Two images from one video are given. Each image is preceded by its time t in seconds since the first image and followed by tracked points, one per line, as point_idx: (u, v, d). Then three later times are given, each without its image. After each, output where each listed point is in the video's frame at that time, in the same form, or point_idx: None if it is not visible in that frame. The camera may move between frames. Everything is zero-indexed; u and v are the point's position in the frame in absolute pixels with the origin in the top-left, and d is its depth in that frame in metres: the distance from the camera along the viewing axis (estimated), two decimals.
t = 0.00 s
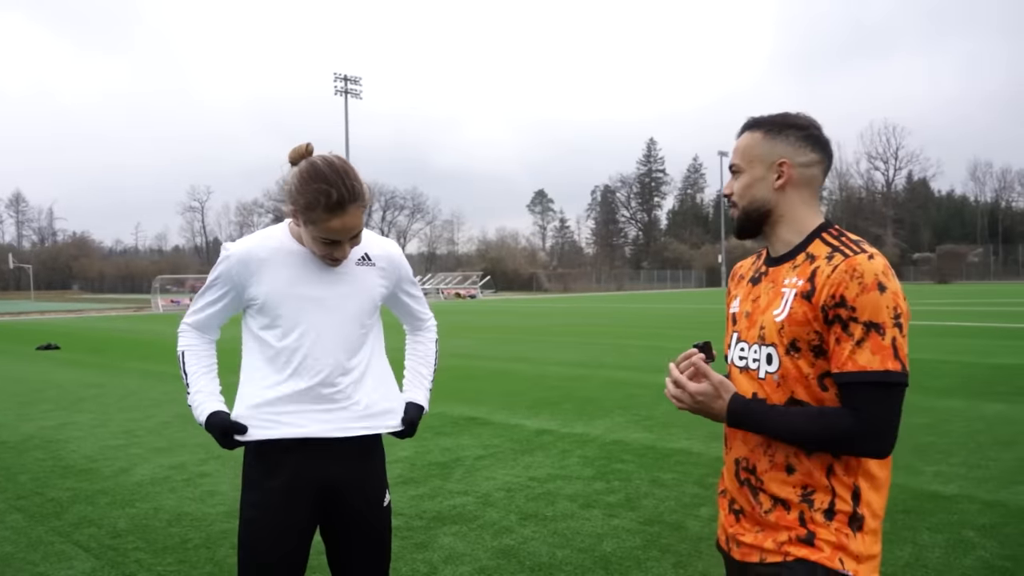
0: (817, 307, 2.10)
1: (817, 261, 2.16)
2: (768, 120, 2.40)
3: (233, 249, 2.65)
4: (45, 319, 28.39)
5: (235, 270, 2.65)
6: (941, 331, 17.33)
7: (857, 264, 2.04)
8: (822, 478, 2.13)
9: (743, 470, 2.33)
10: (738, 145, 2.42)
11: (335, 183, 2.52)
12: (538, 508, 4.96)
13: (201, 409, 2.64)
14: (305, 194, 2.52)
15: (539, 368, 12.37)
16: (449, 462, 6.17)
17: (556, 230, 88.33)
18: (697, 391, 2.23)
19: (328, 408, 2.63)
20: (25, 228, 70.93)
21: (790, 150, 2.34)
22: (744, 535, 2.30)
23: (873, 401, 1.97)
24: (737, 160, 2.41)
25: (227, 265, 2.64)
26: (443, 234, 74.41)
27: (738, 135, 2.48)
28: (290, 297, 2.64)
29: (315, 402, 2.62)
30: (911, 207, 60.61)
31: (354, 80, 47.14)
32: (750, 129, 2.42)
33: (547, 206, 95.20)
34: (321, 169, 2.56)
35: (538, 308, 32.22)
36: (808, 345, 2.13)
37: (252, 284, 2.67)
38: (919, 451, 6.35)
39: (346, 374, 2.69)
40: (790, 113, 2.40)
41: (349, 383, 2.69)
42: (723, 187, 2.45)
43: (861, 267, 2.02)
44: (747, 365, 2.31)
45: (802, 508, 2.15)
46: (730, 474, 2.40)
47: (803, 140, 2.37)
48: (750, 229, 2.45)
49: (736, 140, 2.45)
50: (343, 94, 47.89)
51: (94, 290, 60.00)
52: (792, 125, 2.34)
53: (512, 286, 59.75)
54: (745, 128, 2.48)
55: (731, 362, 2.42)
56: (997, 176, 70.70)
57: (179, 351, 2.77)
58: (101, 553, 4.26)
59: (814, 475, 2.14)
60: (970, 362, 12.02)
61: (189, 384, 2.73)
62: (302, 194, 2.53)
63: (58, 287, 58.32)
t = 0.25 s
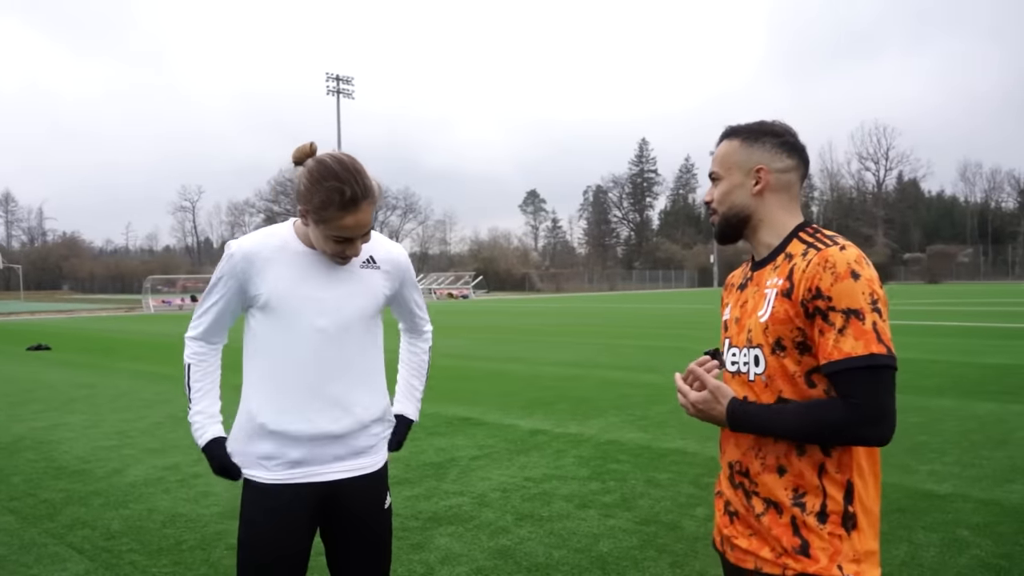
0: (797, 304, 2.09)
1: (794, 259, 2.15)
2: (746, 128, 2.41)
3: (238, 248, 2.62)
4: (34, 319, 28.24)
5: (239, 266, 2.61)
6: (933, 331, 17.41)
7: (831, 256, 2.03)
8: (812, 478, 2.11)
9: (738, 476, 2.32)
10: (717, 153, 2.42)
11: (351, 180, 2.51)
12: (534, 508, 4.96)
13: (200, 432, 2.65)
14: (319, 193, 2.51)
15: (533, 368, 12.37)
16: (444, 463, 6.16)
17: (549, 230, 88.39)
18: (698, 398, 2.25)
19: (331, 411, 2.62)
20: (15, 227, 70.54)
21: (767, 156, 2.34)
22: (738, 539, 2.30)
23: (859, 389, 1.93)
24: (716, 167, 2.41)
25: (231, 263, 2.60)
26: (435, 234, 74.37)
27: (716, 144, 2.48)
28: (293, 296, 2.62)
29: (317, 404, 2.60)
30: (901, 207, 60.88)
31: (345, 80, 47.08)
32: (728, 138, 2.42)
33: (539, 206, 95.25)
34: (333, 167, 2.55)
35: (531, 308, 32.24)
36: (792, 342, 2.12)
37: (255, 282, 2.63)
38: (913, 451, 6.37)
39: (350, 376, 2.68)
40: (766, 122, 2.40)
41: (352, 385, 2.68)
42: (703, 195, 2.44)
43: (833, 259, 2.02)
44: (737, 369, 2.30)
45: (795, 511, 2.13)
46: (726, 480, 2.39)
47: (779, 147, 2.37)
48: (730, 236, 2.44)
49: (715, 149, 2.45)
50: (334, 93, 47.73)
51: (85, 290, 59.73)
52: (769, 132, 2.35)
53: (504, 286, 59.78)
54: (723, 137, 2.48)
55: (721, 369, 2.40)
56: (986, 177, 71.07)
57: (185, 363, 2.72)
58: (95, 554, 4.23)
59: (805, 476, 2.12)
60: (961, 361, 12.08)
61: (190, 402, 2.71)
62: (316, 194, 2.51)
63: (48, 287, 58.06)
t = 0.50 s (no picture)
0: (796, 304, 2.10)
1: (794, 260, 2.16)
2: (737, 131, 2.40)
3: (242, 254, 2.61)
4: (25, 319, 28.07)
5: (242, 275, 2.60)
6: (924, 331, 17.49)
7: (830, 257, 2.04)
8: (814, 478, 2.11)
9: (738, 478, 2.31)
10: (709, 157, 2.41)
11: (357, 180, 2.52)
12: (530, 509, 4.95)
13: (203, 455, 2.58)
14: (327, 195, 2.51)
15: (527, 368, 12.37)
16: (440, 463, 6.15)
17: (541, 230, 88.43)
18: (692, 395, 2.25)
19: (335, 415, 2.62)
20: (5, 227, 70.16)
21: (759, 159, 2.34)
22: (739, 543, 2.30)
23: (857, 387, 1.93)
24: (708, 170, 2.40)
25: (237, 269, 2.60)
26: (427, 234, 74.32)
27: (708, 148, 2.47)
28: (296, 302, 2.61)
29: (322, 409, 2.60)
30: (893, 208, 61.15)
31: (338, 79, 47.03)
32: (720, 141, 2.41)
33: (532, 206, 95.27)
34: (339, 170, 2.56)
35: (524, 308, 32.25)
36: (793, 343, 2.12)
37: (257, 289, 2.62)
38: (906, 450, 6.39)
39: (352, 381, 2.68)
40: (757, 124, 2.40)
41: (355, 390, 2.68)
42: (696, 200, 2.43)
43: (833, 259, 2.03)
44: (736, 372, 2.30)
45: (797, 513, 2.13)
46: (727, 482, 2.39)
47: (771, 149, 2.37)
48: (724, 239, 2.44)
49: (706, 152, 2.45)
50: (327, 93, 47.64)
51: (75, 290, 59.44)
52: (761, 135, 2.34)
53: (497, 286, 59.79)
54: (714, 141, 2.48)
55: (721, 371, 2.39)
56: (976, 178, 71.43)
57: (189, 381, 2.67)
58: (89, 556, 4.21)
59: (807, 476, 2.12)
60: (953, 361, 12.13)
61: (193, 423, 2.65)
62: (324, 196, 2.51)
63: (39, 287, 57.76)
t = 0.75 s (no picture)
0: (802, 307, 2.10)
1: (797, 262, 2.17)
2: (738, 132, 2.41)
3: (241, 256, 2.62)
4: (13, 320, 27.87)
5: (244, 273, 2.62)
6: (914, 331, 17.58)
7: (837, 260, 2.05)
8: (811, 480, 2.12)
9: (733, 479, 2.31)
10: (710, 158, 2.41)
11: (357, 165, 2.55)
12: (526, 509, 4.95)
13: (205, 459, 2.45)
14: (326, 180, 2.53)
15: (520, 369, 12.36)
16: (435, 464, 6.14)
17: (533, 230, 88.46)
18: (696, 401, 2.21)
19: (339, 416, 2.63)
20: None
21: (762, 161, 2.35)
22: (733, 545, 2.30)
23: (872, 392, 1.97)
24: (710, 171, 2.39)
25: (238, 270, 2.61)
26: (419, 234, 74.24)
27: (708, 148, 2.47)
28: (297, 301, 2.63)
29: (322, 409, 2.61)
30: (882, 208, 61.43)
31: (329, 79, 46.95)
32: (722, 141, 2.41)
33: (523, 207, 95.30)
34: (339, 157, 2.59)
35: (516, 309, 32.27)
36: (797, 345, 2.12)
37: (260, 288, 2.64)
38: (899, 450, 6.42)
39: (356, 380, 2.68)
40: (759, 126, 2.41)
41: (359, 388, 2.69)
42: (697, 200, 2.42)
43: (841, 263, 2.04)
44: (736, 372, 2.30)
45: (793, 515, 2.14)
46: (721, 483, 2.39)
47: (773, 150, 2.38)
48: (724, 239, 2.43)
49: (707, 152, 2.44)
50: (318, 92, 47.54)
51: (64, 291, 59.08)
52: (763, 136, 2.35)
53: (488, 286, 59.78)
54: (714, 141, 2.47)
55: (719, 372, 2.39)
56: (965, 178, 71.82)
57: (180, 390, 2.55)
58: (83, 559, 4.18)
59: (804, 479, 2.13)
60: (944, 360, 12.18)
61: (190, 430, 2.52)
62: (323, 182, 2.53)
63: (27, 288, 57.38)
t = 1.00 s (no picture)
0: (801, 307, 2.10)
1: (795, 263, 2.17)
2: (739, 131, 2.41)
3: (237, 255, 2.61)
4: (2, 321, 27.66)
5: (241, 272, 2.60)
6: (906, 330, 17.65)
7: (836, 261, 2.06)
8: (808, 479, 2.12)
9: (731, 478, 2.31)
10: (711, 156, 2.41)
11: (359, 160, 2.56)
12: (520, 509, 4.95)
13: (193, 463, 2.43)
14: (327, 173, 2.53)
15: (513, 368, 12.34)
16: (429, 464, 6.13)
17: (525, 230, 88.45)
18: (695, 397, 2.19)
19: (337, 416, 2.62)
20: None
21: (763, 160, 2.35)
22: (731, 545, 2.30)
23: (870, 392, 1.97)
24: (711, 169, 2.39)
25: (234, 270, 2.59)
26: (411, 234, 74.14)
27: (707, 146, 2.47)
28: (296, 300, 2.62)
29: (320, 410, 2.60)
30: (873, 208, 61.68)
31: (321, 79, 46.85)
32: (722, 140, 2.41)
33: (515, 206, 95.28)
34: (339, 153, 2.60)
35: (509, 309, 32.26)
36: (795, 345, 2.13)
37: (258, 287, 2.63)
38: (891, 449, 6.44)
39: (354, 380, 2.67)
40: (759, 125, 2.41)
41: (356, 389, 2.68)
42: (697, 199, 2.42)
43: (839, 264, 2.04)
44: (734, 372, 2.30)
45: (791, 515, 2.13)
46: (718, 483, 2.39)
47: (773, 150, 2.39)
48: (723, 238, 2.43)
49: (707, 151, 2.44)
50: (310, 93, 47.48)
51: (54, 291, 58.75)
52: (764, 136, 2.35)
53: (481, 286, 59.74)
54: (713, 139, 2.47)
55: (717, 372, 2.39)
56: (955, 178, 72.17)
57: (176, 391, 2.55)
58: (76, 561, 4.16)
59: (802, 478, 2.13)
60: (936, 359, 12.23)
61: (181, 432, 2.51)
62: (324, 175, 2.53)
63: (17, 288, 57.05)
